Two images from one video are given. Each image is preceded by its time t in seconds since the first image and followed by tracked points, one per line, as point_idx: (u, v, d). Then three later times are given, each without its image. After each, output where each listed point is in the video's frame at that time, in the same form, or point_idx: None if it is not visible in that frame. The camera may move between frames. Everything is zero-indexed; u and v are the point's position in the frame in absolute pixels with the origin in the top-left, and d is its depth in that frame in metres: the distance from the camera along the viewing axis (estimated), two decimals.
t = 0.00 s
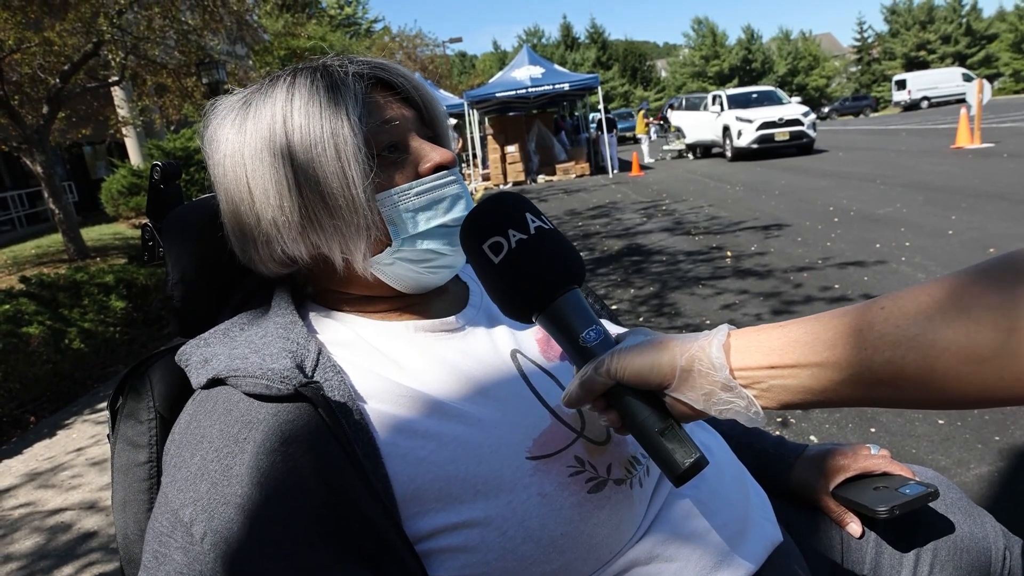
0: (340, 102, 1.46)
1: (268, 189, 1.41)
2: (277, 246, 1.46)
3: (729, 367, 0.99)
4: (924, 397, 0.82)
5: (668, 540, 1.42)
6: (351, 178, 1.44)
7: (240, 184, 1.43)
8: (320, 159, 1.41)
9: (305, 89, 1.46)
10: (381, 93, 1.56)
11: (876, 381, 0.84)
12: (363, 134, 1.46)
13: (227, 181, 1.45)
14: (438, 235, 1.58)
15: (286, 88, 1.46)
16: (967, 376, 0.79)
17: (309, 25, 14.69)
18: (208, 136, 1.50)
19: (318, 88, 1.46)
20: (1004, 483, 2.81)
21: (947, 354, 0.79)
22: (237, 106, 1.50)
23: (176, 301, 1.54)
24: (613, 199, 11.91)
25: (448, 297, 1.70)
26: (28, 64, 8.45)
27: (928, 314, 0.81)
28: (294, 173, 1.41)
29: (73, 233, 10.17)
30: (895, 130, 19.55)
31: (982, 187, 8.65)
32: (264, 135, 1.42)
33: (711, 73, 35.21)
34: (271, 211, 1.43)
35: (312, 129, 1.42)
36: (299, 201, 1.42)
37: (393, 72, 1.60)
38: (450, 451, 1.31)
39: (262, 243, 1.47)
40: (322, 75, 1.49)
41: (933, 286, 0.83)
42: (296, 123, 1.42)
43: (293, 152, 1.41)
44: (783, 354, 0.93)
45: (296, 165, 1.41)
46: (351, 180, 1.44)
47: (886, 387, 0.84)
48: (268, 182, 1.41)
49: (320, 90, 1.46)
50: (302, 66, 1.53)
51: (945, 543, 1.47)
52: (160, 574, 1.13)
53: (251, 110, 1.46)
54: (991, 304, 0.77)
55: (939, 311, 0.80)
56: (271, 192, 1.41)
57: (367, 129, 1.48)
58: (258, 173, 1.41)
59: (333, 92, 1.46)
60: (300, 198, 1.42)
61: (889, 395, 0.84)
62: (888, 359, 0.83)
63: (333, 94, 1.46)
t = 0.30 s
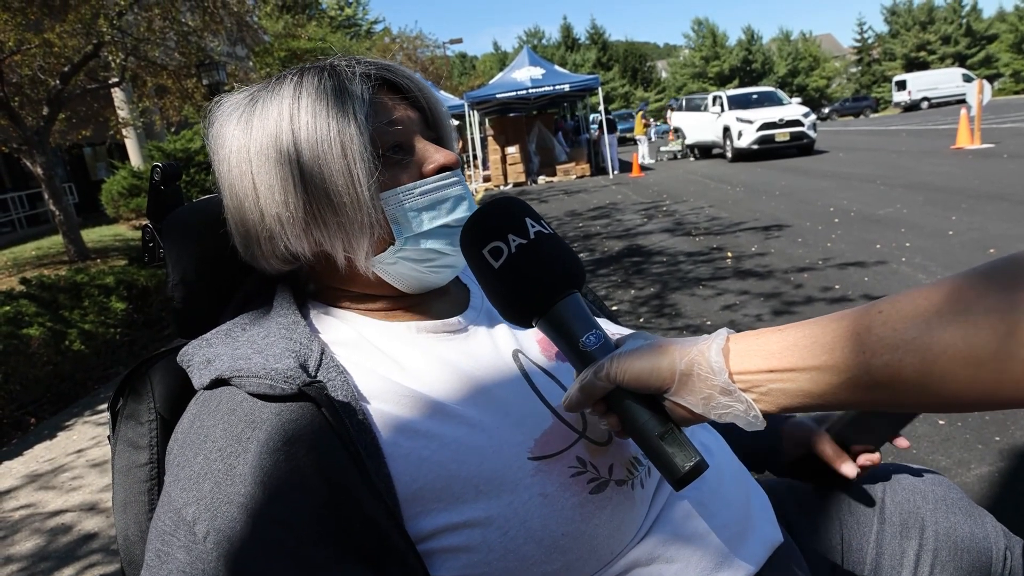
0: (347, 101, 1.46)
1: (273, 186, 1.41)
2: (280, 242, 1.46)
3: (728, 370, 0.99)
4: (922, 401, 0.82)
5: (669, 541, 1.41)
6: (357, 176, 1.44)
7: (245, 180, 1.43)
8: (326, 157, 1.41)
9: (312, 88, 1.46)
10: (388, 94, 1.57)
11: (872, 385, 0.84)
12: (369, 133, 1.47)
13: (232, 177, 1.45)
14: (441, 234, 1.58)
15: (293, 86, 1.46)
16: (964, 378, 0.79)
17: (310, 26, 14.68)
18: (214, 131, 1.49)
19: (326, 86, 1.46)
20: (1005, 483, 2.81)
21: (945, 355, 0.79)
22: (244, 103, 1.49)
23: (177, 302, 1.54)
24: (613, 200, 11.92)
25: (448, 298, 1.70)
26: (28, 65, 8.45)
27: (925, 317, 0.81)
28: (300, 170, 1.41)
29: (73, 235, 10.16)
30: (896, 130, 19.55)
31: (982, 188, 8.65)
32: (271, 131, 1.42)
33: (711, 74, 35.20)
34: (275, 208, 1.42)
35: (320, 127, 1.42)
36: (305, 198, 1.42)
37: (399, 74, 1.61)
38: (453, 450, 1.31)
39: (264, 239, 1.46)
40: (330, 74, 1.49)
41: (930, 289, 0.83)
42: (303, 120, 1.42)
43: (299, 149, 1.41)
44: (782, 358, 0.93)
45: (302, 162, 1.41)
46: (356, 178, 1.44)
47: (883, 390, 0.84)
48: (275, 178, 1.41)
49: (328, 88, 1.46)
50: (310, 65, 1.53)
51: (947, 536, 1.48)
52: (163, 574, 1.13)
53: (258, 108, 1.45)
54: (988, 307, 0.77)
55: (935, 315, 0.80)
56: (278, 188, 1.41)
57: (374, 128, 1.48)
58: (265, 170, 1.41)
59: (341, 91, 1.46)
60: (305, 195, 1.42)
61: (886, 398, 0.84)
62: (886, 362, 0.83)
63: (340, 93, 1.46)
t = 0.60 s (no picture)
0: (354, 96, 1.46)
1: (279, 179, 1.41)
2: (286, 236, 1.46)
3: (728, 372, 0.99)
4: (921, 401, 0.82)
5: (671, 541, 1.41)
6: (362, 169, 1.44)
7: (251, 174, 1.43)
8: (332, 150, 1.41)
9: (319, 83, 1.46)
10: (394, 92, 1.57)
11: (872, 387, 0.84)
12: (376, 128, 1.47)
13: (240, 171, 1.45)
14: (445, 230, 1.59)
15: (299, 81, 1.47)
16: (963, 377, 0.79)
17: (310, 27, 14.67)
18: (220, 127, 1.50)
19: (334, 82, 1.47)
20: (1005, 483, 2.81)
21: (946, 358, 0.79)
22: (250, 98, 1.50)
23: (179, 302, 1.54)
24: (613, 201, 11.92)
25: (449, 297, 1.70)
26: (29, 66, 8.44)
27: (924, 319, 0.81)
28: (306, 163, 1.41)
29: (73, 236, 10.16)
30: (897, 130, 19.55)
31: (983, 188, 8.65)
32: (277, 125, 1.42)
33: (711, 75, 35.18)
34: (281, 201, 1.42)
35: (327, 120, 1.42)
36: (310, 190, 1.42)
37: (405, 74, 1.62)
38: (455, 448, 1.31)
39: (269, 232, 1.46)
40: (336, 71, 1.50)
41: (928, 292, 0.83)
42: (311, 115, 1.42)
43: (306, 141, 1.41)
44: (782, 359, 0.93)
45: (309, 155, 1.41)
46: (362, 171, 1.44)
47: (882, 391, 0.84)
48: (282, 171, 1.41)
49: (335, 84, 1.47)
50: (317, 63, 1.54)
51: (945, 536, 1.48)
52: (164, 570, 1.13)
53: (266, 103, 1.46)
54: (987, 309, 0.77)
55: (935, 316, 0.80)
56: (285, 181, 1.41)
57: (379, 123, 1.49)
58: (272, 163, 1.41)
59: (348, 87, 1.47)
60: (310, 188, 1.42)
61: (885, 399, 0.84)
62: (885, 364, 0.83)
63: (347, 88, 1.47)
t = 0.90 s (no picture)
0: (361, 99, 1.46)
1: (284, 183, 1.42)
2: (292, 240, 1.46)
3: (731, 373, 0.99)
4: (924, 401, 0.82)
5: (678, 547, 1.42)
6: (368, 173, 1.44)
7: (256, 177, 1.43)
8: (338, 154, 1.41)
9: (324, 85, 1.46)
10: (400, 93, 1.57)
11: (876, 389, 0.84)
12: (381, 130, 1.47)
13: (245, 173, 1.45)
14: (452, 238, 1.58)
15: (305, 83, 1.47)
16: (967, 376, 0.79)
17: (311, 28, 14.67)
18: (224, 128, 1.50)
19: (339, 84, 1.46)
20: (1007, 484, 2.81)
21: (951, 357, 0.79)
22: (255, 99, 1.50)
23: (180, 306, 1.53)
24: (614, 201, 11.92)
25: (453, 300, 1.70)
26: (30, 67, 8.45)
27: (930, 322, 0.81)
28: (311, 167, 1.41)
29: (74, 237, 10.16)
30: (897, 130, 19.54)
31: (984, 189, 8.65)
32: (283, 128, 1.42)
33: (712, 75, 35.18)
34: (286, 204, 1.42)
35: (332, 123, 1.42)
36: (316, 195, 1.42)
37: (412, 74, 1.61)
38: (456, 454, 1.31)
39: (274, 236, 1.47)
40: (341, 72, 1.49)
41: (929, 295, 0.83)
42: (316, 119, 1.42)
43: (312, 145, 1.41)
44: (786, 360, 0.93)
45: (315, 158, 1.41)
46: (368, 176, 1.44)
47: (885, 392, 0.84)
48: (288, 174, 1.41)
49: (340, 86, 1.46)
50: (322, 64, 1.53)
51: (950, 538, 1.47)
52: None
53: (271, 105, 1.46)
54: (990, 310, 0.78)
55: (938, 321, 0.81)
56: (291, 184, 1.42)
57: (385, 125, 1.49)
58: (277, 165, 1.41)
59: (353, 89, 1.47)
60: (315, 192, 1.42)
61: (887, 400, 0.84)
62: (887, 368, 0.83)
63: (352, 90, 1.46)
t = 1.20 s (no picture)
0: (368, 104, 1.46)
1: (289, 184, 1.42)
2: (295, 240, 1.47)
3: (735, 372, 0.99)
4: (928, 401, 0.82)
5: (677, 545, 1.42)
6: (372, 178, 1.44)
7: (262, 177, 1.44)
8: (342, 157, 1.41)
9: (333, 88, 1.46)
10: (410, 98, 1.57)
11: (880, 388, 0.84)
12: (386, 135, 1.47)
13: (252, 171, 1.46)
14: (453, 244, 1.58)
15: (314, 85, 1.47)
16: (972, 375, 0.79)
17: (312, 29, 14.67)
18: (235, 124, 1.50)
19: (349, 87, 1.47)
20: (1008, 485, 2.81)
21: (959, 356, 0.79)
22: (266, 96, 1.50)
23: (183, 306, 1.56)
24: (615, 202, 11.92)
25: (457, 300, 1.70)
26: (31, 68, 8.45)
27: (933, 322, 0.81)
28: (315, 169, 1.41)
29: (75, 238, 10.17)
30: (898, 130, 19.54)
31: (984, 189, 8.65)
32: (289, 129, 1.42)
33: (712, 76, 35.17)
34: (290, 206, 1.43)
35: (338, 126, 1.42)
36: (319, 198, 1.43)
37: (423, 79, 1.61)
38: (460, 452, 1.31)
39: (278, 235, 1.48)
40: (351, 75, 1.49)
41: (934, 293, 0.83)
42: (323, 122, 1.42)
43: (317, 147, 1.41)
44: (790, 359, 0.93)
45: (319, 161, 1.41)
46: (371, 182, 1.44)
47: (889, 393, 0.84)
48: (293, 176, 1.42)
49: (349, 90, 1.46)
50: (333, 65, 1.53)
51: (951, 537, 1.47)
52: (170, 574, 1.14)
53: (280, 105, 1.46)
54: (996, 312, 0.78)
55: (942, 320, 0.81)
56: (295, 186, 1.42)
57: (391, 130, 1.49)
58: (283, 166, 1.42)
59: (362, 92, 1.47)
60: (320, 195, 1.43)
61: (892, 400, 0.84)
62: (892, 368, 0.83)
63: (360, 95, 1.46)
